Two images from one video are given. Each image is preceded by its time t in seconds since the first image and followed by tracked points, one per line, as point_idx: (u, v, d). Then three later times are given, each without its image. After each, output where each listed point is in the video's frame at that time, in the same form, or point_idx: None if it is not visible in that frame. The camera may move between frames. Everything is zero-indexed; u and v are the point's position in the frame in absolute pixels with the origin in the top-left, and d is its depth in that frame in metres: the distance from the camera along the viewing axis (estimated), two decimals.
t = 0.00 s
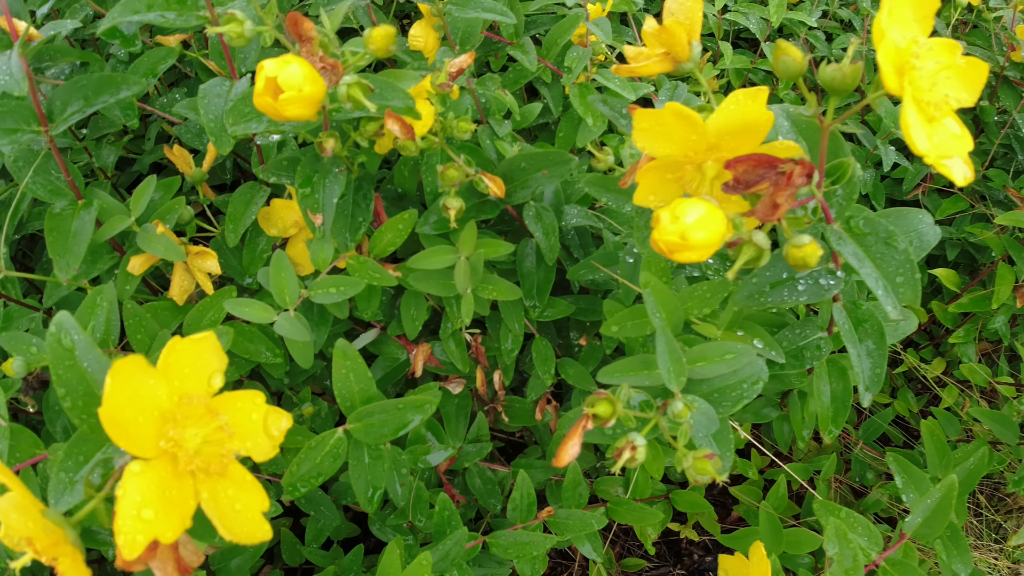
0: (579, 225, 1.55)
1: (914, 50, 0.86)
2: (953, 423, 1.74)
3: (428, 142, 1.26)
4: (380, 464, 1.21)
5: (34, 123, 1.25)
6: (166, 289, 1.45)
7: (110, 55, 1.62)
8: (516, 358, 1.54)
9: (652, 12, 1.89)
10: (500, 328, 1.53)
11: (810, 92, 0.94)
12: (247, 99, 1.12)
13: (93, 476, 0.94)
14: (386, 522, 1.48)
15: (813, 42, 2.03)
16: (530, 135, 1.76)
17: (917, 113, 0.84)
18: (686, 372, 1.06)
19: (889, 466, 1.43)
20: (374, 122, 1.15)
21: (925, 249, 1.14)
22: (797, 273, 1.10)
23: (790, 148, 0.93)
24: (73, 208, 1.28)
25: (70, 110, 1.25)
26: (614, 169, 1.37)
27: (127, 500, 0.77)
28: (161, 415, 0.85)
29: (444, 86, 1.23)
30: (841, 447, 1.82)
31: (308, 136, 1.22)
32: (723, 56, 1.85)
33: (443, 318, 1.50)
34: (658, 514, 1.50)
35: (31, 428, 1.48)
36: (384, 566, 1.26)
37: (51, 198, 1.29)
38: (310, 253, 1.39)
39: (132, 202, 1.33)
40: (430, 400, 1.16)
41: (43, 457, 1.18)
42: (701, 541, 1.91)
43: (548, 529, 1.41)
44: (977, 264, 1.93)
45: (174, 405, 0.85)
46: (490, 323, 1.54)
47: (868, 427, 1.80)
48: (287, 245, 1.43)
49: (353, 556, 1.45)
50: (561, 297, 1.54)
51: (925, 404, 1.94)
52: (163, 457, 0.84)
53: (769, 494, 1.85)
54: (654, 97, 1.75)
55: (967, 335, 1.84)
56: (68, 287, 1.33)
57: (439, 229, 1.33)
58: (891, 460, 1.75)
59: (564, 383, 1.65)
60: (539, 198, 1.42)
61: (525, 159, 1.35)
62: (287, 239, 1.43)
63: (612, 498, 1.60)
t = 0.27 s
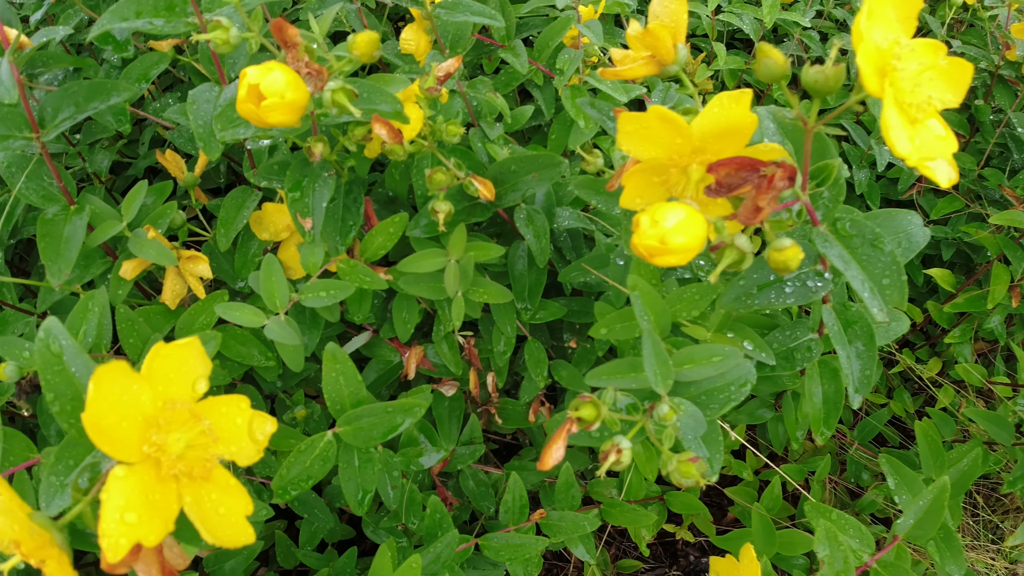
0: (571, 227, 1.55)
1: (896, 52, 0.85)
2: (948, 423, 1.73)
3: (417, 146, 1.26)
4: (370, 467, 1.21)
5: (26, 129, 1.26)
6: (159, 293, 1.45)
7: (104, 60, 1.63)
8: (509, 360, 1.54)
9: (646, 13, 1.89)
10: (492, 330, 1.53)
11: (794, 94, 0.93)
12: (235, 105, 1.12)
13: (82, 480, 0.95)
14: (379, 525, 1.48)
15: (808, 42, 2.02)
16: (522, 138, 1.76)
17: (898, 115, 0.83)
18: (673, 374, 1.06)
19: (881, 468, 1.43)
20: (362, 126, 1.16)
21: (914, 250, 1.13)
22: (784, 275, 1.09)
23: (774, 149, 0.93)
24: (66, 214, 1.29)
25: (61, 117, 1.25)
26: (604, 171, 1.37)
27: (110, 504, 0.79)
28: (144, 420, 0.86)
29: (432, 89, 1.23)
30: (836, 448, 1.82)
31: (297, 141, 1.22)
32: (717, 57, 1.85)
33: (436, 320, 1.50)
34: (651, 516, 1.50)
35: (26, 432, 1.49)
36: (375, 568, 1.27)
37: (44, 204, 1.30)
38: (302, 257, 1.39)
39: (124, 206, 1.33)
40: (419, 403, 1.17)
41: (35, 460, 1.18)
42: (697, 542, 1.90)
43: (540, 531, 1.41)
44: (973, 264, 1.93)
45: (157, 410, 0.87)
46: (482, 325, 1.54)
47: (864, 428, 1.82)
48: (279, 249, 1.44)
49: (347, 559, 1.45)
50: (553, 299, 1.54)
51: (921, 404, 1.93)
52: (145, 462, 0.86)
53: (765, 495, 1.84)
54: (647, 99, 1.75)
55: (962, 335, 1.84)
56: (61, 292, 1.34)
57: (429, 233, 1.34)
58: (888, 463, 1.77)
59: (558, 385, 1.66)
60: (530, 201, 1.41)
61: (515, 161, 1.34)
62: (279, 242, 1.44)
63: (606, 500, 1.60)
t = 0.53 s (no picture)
0: (565, 227, 1.55)
1: (883, 48, 0.83)
2: (946, 423, 1.72)
3: (408, 146, 1.26)
4: (362, 468, 1.21)
5: (18, 131, 1.27)
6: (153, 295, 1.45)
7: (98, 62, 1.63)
8: (503, 361, 1.53)
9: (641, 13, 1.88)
10: (487, 330, 1.52)
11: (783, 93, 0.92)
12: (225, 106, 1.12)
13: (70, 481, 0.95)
14: (374, 525, 1.48)
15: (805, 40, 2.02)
16: (517, 138, 1.76)
17: (885, 112, 0.82)
18: (663, 375, 1.05)
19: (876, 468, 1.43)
20: (352, 127, 1.15)
21: (906, 249, 1.12)
22: (775, 275, 1.09)
23: (763, 148, 0.93)
24: (58, 215, 1.29)
25: (53, 118, 1.26)
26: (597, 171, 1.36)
27: (94, 504, 0.80)
28: (129, 420, 0.88)
29: (423, 89, 1.24)
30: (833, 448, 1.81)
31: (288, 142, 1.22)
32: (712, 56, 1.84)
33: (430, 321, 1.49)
34: (647, 517, 1.49)
35: (21, 433, 1.49)
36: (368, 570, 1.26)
37: (36, 206, 1.30)
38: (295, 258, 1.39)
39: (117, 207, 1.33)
40: (410, 404, 1.16)
41: (27, 461, 1.19)
42: (694, 543, 1.90)
43: (534, 532, 1.41)
44: (971, 263, 1.93)
45: (142, 410, 0.89)
46: (477, 325, 1.53)
47: (861, 428, 1.81)
48: (272, 249, 1.44)
49: (341, 560, 1.45)
50: (547, 299, 1.53)
51: (919, 404, 1.92)
52: (130, 462, 0.88)
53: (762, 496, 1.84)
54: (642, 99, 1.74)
55: (960, 334, 1.83)
56: (54, 293, 1.34)
57: (421, 233, 1.33)
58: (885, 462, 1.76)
59: (553, 386, 1.65)
60: (523, 200, 1.41)
61: (507, 161, 1.34)
62: (272, 243, 1.43)
63: (601, 501, 1.60)
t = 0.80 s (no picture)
0: (559, 233, 1.55)
1: (868, 59, 0.82)
2: (941, 429, 1.72)
3: (399, 154, 1.26)
4: (354, 475, 1.22)
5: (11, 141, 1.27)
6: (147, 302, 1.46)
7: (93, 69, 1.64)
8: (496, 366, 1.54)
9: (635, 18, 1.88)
10: (480, 336, 1.53)
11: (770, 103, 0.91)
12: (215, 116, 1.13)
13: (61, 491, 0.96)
14: (368, 531, 1.49)
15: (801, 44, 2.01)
16: (511, 143, 1.76)
17: (870, 124, 0.81)
18: (652, 384, 1.06)
19: (869, 475, 1.43)
20: (342, 136, 1.16)
21: (897, 257, 1.13)
22: (765, 283, 1.09)
23: (751, 158, 0.92)
24: (52, 224, 1.30)
25: (46, 128, 1.27)
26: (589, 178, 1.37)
27: (82, 516, 0.85)
28: (118, 432, 0.91)
29: (414, 98, 1.24)
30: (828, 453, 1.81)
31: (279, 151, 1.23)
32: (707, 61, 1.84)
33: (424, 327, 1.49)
34: (640, 523, 1.50)
35: (17, 440, 1.50)
36: None
37: (30, 214, 1.31)
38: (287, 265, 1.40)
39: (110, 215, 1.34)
40: (401, 412, 1.17)
41: (21, 469, 1.20)
42: (689, 548, 1.90)
43: (527, 539, 1.41)
44: (967, 267, 1.92)
45: (130, 423, 0.92)
46: (470, 331, 1.54)
47: (855, 433, 1.81)
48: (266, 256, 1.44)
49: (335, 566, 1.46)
50: (541, 305, 1.53)
51: (915, 409, 1.92)
52: (118, 473, 0.91)
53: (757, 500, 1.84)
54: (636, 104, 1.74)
55: (956, 339, 1.83)
56: (48, 301, 1.35)
57: (413, 241, 1.34)
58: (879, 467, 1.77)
59: (548, 391, 1.65)
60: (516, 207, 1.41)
61: (499, 168, 1.34)
62: (266, 250, 1.44)
63: (596, 506, 1.60)
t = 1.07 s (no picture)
0: (553, 239, 1.55)
1: (854, 70, 0.83)
2: (936, 434, 1.73)
3: (392, 162, 1.27)
4: (347, 482, 1.22)
5: (7, 149, 1.28)
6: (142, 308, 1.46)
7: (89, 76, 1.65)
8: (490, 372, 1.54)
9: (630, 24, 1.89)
10: (474, 342, 1.53)
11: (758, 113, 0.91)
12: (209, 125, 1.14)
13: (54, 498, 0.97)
14: (362, 537, 1.49)
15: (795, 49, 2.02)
16: (506, 149, 1.77)
17: (854, 135, 0.81)
18: (642, 392, 1.06)
19: (862, 481, 1.43)
20: (335, 144, 1.16)
21: (887, 264, 1.12)
22: (755, 291, 1.08)
23: (739, 168, 0.91)
24: (47, 231, 1.31)
25: (41, 136, 1.27)
26: (582, 185, 1.37)
27: (74, 523, 0.85)
28: (109, 441, 0.92)
29: (407, 106, 1.25)
30: (823, 457, 1.81)
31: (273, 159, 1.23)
32: (702, 67, 1.85)
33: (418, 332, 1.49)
34: (635, 528, 1.50)
35: (13, 445, 1.50)
36: None
37: (25, 221, 1.32)
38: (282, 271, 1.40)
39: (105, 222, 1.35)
40: (394, 419, 1.18)
41: (17, 475, 1.20)
42: (685, 553, 1.90)
43: (520, 544, 1.41)
44: (962, 272, 1.93)
45: (121, 431, 0.93)
46: (465, 337, 1.54)
47: (850, 438, 1.81)
48: (260, 263, 1.45)
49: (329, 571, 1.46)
50: (535, 311, 1.54)
51: (911, 414, 1.93)
52: (109, 482, 0.92)
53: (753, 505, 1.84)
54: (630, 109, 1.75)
55: (951, 343, 1.84)
56: (44, 308, 1.36)
57: (407, 248, 1.34)
58: (875, 474, 1.78)
59: (542, 396, 1.66)
60: (510, 213, 1.41)
61: (492, 176, 1.34)
62: (260, 257, 1.44)
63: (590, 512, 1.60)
